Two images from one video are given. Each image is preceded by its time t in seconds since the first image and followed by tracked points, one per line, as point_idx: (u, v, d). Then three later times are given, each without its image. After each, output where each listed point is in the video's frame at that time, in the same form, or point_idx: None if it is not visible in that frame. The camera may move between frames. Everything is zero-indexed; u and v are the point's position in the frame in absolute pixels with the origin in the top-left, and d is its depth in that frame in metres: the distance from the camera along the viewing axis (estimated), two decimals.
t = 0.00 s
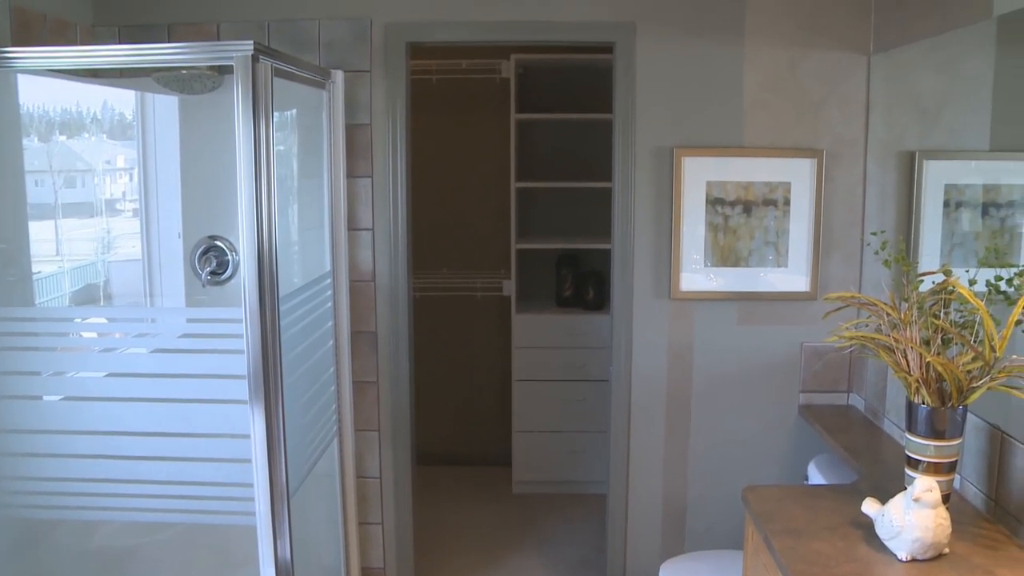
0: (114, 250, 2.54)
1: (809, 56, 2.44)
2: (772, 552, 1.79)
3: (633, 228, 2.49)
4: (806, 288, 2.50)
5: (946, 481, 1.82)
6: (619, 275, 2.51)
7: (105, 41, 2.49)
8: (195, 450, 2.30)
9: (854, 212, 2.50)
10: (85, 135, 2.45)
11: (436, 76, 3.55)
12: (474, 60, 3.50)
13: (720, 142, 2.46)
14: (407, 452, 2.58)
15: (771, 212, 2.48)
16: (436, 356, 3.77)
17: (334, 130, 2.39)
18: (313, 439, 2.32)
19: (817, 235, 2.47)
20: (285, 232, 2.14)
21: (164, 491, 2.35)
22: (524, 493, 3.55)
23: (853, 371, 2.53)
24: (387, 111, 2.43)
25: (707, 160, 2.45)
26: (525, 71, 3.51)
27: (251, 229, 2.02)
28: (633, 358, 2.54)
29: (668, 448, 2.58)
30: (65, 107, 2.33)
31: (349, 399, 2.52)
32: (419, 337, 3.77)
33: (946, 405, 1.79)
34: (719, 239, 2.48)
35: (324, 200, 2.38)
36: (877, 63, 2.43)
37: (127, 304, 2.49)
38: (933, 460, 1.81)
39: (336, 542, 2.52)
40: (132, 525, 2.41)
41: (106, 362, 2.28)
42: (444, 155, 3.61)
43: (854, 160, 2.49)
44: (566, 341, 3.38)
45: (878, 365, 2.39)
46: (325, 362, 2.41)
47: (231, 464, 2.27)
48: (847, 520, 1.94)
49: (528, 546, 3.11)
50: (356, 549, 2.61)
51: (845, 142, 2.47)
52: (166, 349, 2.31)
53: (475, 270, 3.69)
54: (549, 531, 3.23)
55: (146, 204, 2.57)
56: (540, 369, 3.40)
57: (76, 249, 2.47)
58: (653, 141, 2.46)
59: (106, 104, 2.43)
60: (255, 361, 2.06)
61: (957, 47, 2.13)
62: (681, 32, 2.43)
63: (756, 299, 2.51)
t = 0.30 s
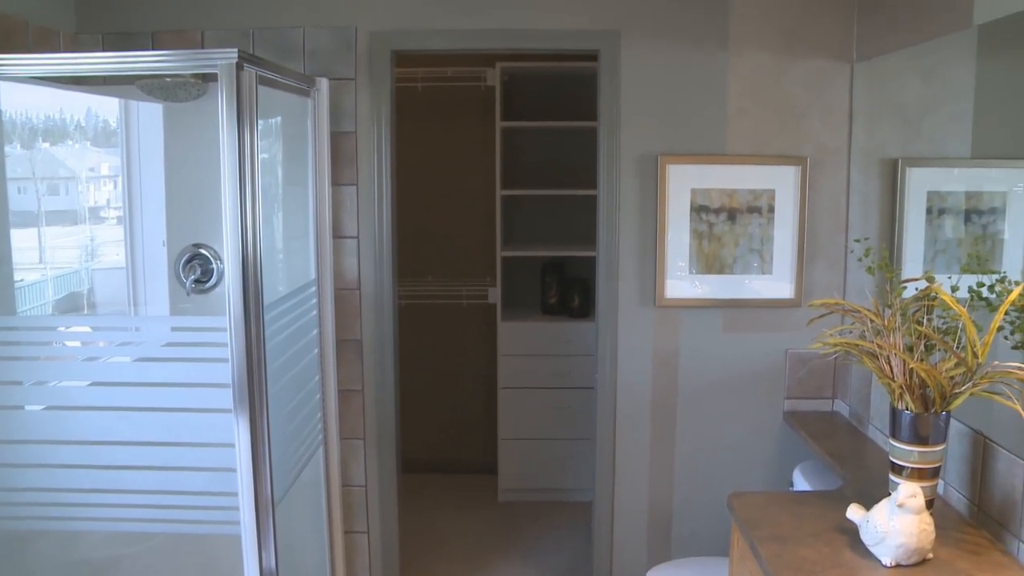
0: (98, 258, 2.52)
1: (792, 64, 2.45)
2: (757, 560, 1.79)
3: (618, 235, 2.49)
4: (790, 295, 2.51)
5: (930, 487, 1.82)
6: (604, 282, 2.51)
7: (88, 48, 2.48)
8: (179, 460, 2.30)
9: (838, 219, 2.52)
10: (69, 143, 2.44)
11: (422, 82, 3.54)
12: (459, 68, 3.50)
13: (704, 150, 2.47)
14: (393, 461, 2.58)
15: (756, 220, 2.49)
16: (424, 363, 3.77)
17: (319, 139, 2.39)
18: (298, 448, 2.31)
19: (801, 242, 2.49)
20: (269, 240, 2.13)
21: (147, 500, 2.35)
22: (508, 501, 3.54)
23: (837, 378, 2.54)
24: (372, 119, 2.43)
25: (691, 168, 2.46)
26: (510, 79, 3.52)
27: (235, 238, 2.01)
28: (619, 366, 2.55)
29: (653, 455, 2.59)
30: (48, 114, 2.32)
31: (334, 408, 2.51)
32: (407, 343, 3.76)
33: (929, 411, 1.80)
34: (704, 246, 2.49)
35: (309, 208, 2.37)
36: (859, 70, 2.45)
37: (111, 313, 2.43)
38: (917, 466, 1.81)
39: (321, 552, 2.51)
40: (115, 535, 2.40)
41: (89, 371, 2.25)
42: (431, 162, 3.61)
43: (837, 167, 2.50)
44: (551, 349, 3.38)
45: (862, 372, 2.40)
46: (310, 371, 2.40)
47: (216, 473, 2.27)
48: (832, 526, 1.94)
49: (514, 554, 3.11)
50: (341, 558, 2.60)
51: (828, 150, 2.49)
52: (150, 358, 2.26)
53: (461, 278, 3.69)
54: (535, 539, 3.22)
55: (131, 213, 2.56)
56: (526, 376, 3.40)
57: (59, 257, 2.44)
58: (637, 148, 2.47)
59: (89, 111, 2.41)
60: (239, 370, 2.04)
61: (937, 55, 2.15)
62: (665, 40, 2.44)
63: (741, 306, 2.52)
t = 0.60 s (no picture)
0: (81, 266, 2.50)
1: (775, 72, 2.47)
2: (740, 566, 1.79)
3: (603, 242, 2.50)
4: (774, 301, 2.52)
5: (913, 492, 1.82)
6: (589, 290, 2.52)
7: (71, 55, 2.47)
8: (162, 469, 2.29)
9: (821, 226, 2.53)
10: (51, 150, 2.44)
11: (406, 90, 3.56)
12: (443, 76, 3.51)
13: (688, 157, 2.48)
14: (377, 469, 2.57)
15: (739, 226, 2.50)
16: (411, 369, 3.76)
17: (303, 146, 2.39)
18: (282, 457, 2.31)
19: (784, 248, 2.50)
20: (253, 247, 2.12)
21: (130, 510, 2.34)
22: (494, 509, 3.54)
23: (821, 384, 2.55)
24: (356, 126, 2.43)
25: (675, 175, 2.47)
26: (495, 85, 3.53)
27: (218, 246, 2.00)
28: (603, 373, 2.55)
29: (638, 461, 2.59)
30: (30, 121, 2.31)
31: (318, 415, 2.51)
32: (393, 350, 3.76)
33: (912, 417, 1.80)
34: (688, 254, 2.50)
35: (292, 216, 2.37)
36: (842, 78, 2.47)
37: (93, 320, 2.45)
38: (900, 471, 1.82)
39: (306, 560, 2.50)
40: (97, 546, 2.38)
41: (70, 380, 2.24)
42: (417, 169, 3.61)
43: (820, 174, 2.52)
44: (536, 356, 3.38)
45: (846, 378, 2.42)
46: (294, 379, 2.39)
47: (198, 482, 2.29)
48: (816, 532, 1.94)
49: (500, 562, 3.11)
50: (326, 566, 2.59)
51: (812, 157, 2.50)
52: (133, 366, 2.25)
53: (446, 285, 3.69)
54: (520, 546, 3.22)
55: (113, 221, 2.54)
56: (511, 383, 3.40)
57: (41, 265, 2.44)
58: (621, 156, 2.48)
59: (73, 119, 2.41)
60: (223, 378, 2.03)
61: (916, 63, 2.17)
62: (648, 47, 2.45)
63: (724, 313, 2.53)
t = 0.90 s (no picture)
0: (63, 273, 2.49)
1: (757, 79, 2.48)
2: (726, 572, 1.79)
3: (586, 249, 2.51)
4: (757, 308, 2.53)
5: (896, 497, 1.83)
6: (573, 298, 2.53)
7: (53, 61, 2.46)
8: (143, 478, 2.28)
9: (804, 233, 2.54)
10: (33, 156, 2.41)
11: (390, 98, 3.54)
12: (426, 83, 3.51)
13: (671, 165, 2.49)
14: (361, 478, 2.57)
15: (722, 233, 2.51)
16: (397, 376, 3.76)
17: (286, 154, 2.39)
18: (266, 466, 2.30)
19: (767, 255, 2.51)
20: (236, 255, 2.12)
21: (111, 521, 2.32)
22: (479, 516, 3.53)
23: (805, 391, 2.57)
24: (339, 134, 2.43)
25: (658, 183, 2.48)
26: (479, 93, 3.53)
27: (201, 254, 1.99)
28: (587, 380, 2.56)
29: (623, 467, 2.59)
30: (10, 128, 2.30)
31: (302, 423, 2.50)
32: (379, 356, 3.75)
33: (894, 423, 1.81)
34: (671, 261, 2.51)
35: (276, 224, 2.36)
36: (825, 86, 2.48)
37: (76, 329, 2.45)
38: (883, 477, 1.82)
39: (289, 569, 2.49)
40: (77, 557, 2.35)
41: (49, 390, 2.23)
42: (402, 176, 3.61)
43: (802, 181, 2.53)
44: (520, 363, 3.38)
45: (829, 385, 2.43)
46: (277, 387, 2.38)
47: (178, 492, 2.27)
48: (800, 537, 1.94)
49: (485, 570, 3.10)
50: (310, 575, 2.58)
51: (794, 164, 2.52)
52: (113, 375, 2.26)
53: (429, 293, 3.68)
54: (505, 554, 3.22)
55: (96, 228, 2.52)
56: (495, 390, 3.40)
57: (23, 272, 2.44)
58: (605, 164, 2.48)
59: (54, 124, 2.36)
60: (206, 387, 2.01)
61: (896, 71, 2.18)
62: (631, 54, 2.46)
63: (708, 320, 2.54)
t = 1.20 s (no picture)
0: (45, 280, 2.47)
1: (740, 86, 2.49)
2: None
3: (570, 256, 2.51)
4: (741, 313, 2.55)
5: (878, 502, 1.83)
6: (557, 304, 2.54)
7: (34, 67, 2.44)
8: (126, 487, 2.28)
9: (786, 239, 2.56)
10: (13, 162, 2.41)
11: (374, 104, 3.56)
12: (410, 90, 3.51)
13: (655, 171, 2.50)
14: (345, 485, 2.56)
15: (705, 239, 2.52)
16: (383, 381, 3.75)
17: (270, 160, 2.38)
18: (248, 473, 2.29)
19: (750, 261, 2.52)
20: (219, 262, 2.11)
21: (91, 530, 2.31)
22: (465, 522, 3.53)
23: (788, 397, 2.59)
24: (323, 140, 2.43)
25: (642, 189, 2.48)
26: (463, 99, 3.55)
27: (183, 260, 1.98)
28: (571, 387, 2.56)
29: (607, 473, 2.60)
30: None
31: (286, 431, 2.49)
32: (364, 362, 3.74)
33: (876, 428, 1.82)
34: (655, 267, 2.52)
35: (259, 230, 2.36)
36: (806, 93, 2.50)
37: (57, 336, 2.42)
38: (866, 482, 1.83)
39: None
40: (57, 566, 2.34)
41: (28, 398, 2.25)
42: (387, 181, 3.61)
43: (785, 188, 2.55)
44: (505, 369, 3.39)
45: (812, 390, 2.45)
46: (261, 395, 2.37)
47: (159, 500, 2.25)
48: (783, 543, 1.95)
49: None
50: None
51: (777, 171, 2.53)
52: (95, 383, 2.25)
53: (413, 300, 3.68)
54: (490, 560, 3.22)
55: (77, 234, 2.51)
56: (480, 396, 3.40)
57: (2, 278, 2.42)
58: (589, 170, 2.49)
59: (36, 130, 2.35)
60: (188, 394, 2.00)
61: (876, 79, 2.20)
62: (615, 61, 2.47)
63: (691, 326, 2.55)
